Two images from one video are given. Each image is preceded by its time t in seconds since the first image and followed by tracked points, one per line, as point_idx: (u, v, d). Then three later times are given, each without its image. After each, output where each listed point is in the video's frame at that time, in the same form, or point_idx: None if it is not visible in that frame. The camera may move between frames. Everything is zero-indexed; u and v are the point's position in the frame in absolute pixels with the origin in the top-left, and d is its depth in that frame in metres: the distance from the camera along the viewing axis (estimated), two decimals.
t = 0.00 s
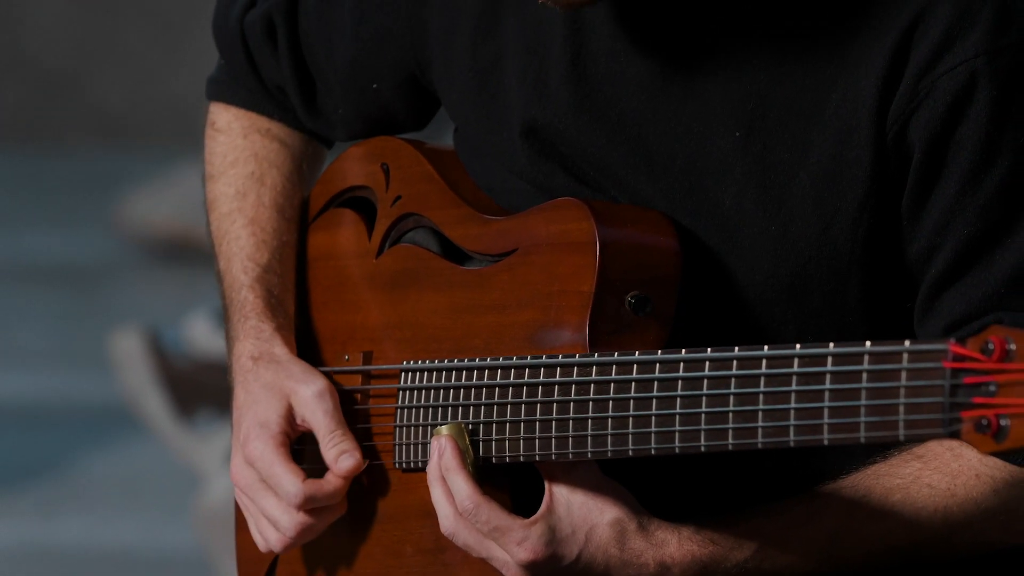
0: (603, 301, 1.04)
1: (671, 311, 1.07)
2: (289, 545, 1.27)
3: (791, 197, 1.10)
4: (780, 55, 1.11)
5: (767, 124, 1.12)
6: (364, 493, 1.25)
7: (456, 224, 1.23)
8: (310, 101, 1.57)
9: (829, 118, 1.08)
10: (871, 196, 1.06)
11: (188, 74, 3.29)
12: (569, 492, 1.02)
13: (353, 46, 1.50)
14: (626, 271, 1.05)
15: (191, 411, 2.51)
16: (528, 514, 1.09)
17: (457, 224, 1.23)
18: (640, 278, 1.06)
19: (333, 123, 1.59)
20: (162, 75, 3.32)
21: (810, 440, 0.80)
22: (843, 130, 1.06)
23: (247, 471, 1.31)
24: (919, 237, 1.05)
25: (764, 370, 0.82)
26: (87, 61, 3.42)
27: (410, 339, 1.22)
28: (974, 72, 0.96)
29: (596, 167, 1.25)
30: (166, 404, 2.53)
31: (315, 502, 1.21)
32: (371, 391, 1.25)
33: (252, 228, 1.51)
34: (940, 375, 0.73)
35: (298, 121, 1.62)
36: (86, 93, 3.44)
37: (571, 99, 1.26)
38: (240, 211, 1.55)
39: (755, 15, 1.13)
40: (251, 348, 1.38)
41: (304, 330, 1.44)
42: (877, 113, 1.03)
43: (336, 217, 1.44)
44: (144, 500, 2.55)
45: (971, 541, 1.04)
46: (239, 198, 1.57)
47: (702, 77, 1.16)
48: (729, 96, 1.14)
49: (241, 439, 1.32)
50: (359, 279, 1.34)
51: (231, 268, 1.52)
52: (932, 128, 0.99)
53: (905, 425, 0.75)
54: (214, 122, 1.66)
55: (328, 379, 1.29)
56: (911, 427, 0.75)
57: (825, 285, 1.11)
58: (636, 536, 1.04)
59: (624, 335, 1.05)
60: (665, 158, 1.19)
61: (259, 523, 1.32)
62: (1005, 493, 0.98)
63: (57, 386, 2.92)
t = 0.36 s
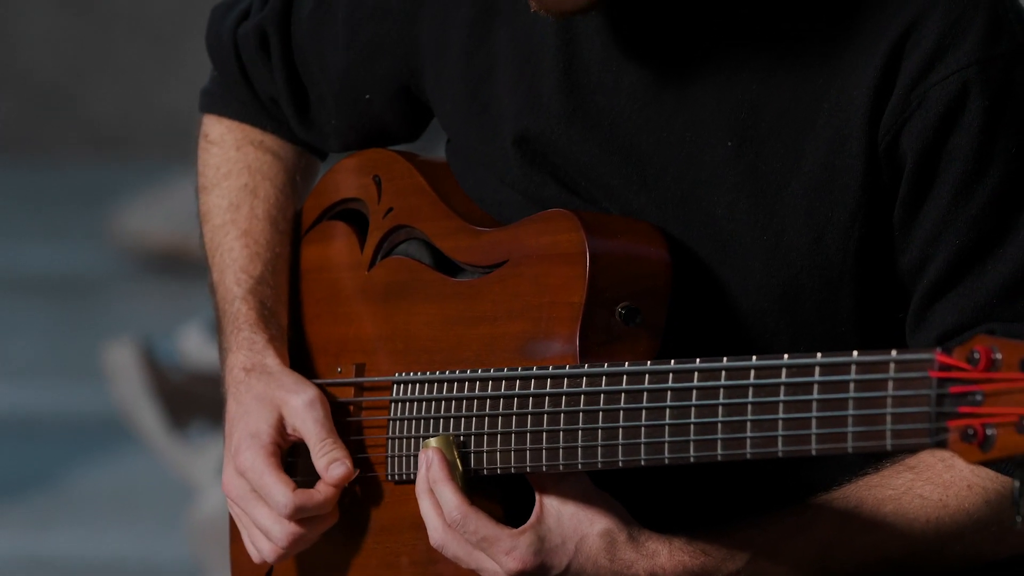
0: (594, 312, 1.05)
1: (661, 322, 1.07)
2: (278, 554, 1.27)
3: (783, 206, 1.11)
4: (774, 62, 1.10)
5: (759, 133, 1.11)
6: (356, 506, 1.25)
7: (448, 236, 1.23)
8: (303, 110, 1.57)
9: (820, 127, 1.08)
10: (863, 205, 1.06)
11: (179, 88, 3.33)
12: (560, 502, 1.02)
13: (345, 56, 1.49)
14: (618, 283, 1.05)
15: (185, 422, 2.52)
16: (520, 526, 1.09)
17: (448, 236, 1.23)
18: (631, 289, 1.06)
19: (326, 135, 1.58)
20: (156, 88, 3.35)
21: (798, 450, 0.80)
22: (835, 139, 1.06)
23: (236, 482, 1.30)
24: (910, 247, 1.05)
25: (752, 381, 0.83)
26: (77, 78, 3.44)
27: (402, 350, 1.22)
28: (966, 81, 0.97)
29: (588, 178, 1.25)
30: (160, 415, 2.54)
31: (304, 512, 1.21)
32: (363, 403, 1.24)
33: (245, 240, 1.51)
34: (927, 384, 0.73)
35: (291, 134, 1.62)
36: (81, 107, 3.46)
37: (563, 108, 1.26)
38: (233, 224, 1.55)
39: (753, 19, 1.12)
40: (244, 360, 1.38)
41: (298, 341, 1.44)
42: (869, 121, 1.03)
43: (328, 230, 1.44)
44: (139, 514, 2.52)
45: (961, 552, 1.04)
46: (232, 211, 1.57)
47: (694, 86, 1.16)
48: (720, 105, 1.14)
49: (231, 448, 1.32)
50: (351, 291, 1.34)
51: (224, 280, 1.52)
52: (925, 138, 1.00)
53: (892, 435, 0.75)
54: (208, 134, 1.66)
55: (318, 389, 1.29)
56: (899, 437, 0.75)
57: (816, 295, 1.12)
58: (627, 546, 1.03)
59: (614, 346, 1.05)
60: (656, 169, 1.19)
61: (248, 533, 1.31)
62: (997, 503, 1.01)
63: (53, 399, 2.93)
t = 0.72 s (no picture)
0: (587, 324, 1.05)
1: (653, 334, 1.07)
2: None
3: (777, 218, 1.10)
4: (767, 71, 1.10)
5: (753, 144, 1.11)
6: (350, 521, 1.24)
7: (440, 250, 1.23)
8: (295, 128, 1.57)
9: (813, 139, 1.08)
10: (858, 216, 1.06)
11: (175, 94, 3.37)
12: (553, 515, 1.02)
13: (338, 70, 1.49)
14: (609, 295, 1.05)
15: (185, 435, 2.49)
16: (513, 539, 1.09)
17: (441, 249, 1.23)
18: (623, 301, 1.06)
19: (318, 151, 1.58)
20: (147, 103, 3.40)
21: (793, 460, 0.80)
22: (828, 152, 1.06)
23: (229, 505, 1.30)
24: (904, 258, 1.05)
25: (745, 392, 0.82)
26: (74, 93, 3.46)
27: (395, 364, 1.22)
28: (961, 91, 0.98)
29: (581, 191, 1.24)
30: (155, 428, 2.52)
31: (296, 539, 1.21)
32: (357, 418, 1.24)
33: (237, 259, 1.51)
34: (921, 394, 0.73)
35: (282, 151, 1.61)
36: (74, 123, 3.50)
37: (557, 121, 1.25)
38: (224, 243, 1.55)
39: (747, 26, 1.12)
40: (236, 382, 1.38)
41: (290, 359, 1.43)
42: (863, 132, 1.04)
43: (321, 244, 1.43)
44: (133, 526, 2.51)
45: (958, 564, 1.04)
46: (223, 230, 1.56)
47: (688, 98, 1.16)
48: (714, 116, 1.14)
49: (224, 470, 1.32)
50: (344, 306, 1.33)
51: (216, 299, 1.51)
52: (920, 148, 1.00)
53: (886, 445, 0.75)
54: (197, 153, 1.65)
55: (313, 416, 1.28)
56: (893, 447, 0.75)
57: (811, 306, 1.12)
58: (620, 558, 1.02)
59: (607, 358, 1.04)
60: (649, 181, 1.18)
61: (240, 556, 1.31)
62: (992, 514, 0.99)
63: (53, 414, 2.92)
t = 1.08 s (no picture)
0: (578, 340, 1.05)
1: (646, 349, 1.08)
2: None
3: (770, 231, 1.11)
4: (761, 88, 1.10)
5: (746, 158, 1.12)
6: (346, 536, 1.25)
7: (435, 266, 1.23)
8: (291, 142, 1.57)
9: (806, 153, 1.08)
10: (850, 230, 1.07)
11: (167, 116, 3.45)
12: (545, 531, 1.02)
13: (333, 85, 1.48)
14: (602, 312, 1.06)
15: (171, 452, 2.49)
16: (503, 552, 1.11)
17: (435, 266, 1.23)
18: (616, 317, 1.06)
19: (313, 166, 1.58)
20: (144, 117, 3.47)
21: (781, 476, 0.81)
22: (821, 166, 1.07)
23: (226, 515, 1.30)
24: (897, 272, 1.06)
25: (734, 408, 0.83)
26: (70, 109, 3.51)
27: (389, 380, 1.22)
28: (952, 105, 0.99)
29: (574, 205, 1.24)
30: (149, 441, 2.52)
31: (294, 546, 1.21)
32: (351, 433, 1.24)
33: (232, 272, 1.51)
34: (907, 409, 0.74)
35: (278, 165, 1.62)
36: (68, 136, 3.54)
37: (551, 134, 1.25)
38: (220, 257, 1.55)
39: (740, 40, 1.12)
40: (231, 394, 1.38)
41: (286, 373, 1.43)
42: (855, 148, 1.04)
43: (316, 261, 1.44)
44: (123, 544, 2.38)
45: None
46: (220, 244, 1.57)
47: (679, 110, 1.16)
48: (706, 131, 1.14)
49: (220, 482, 1.32)
50: (338, 321, 1.34)
51: (211, 312, 1.52)
52: (911, 162, 1.01)
53: (873, 460, 0.76)
54: (195, 167, 1.66)
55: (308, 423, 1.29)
56: (879, 462, 0.75)
57: (803, 319, 1.12)
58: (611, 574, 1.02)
59: (600, 374, 1.05)
60: (643, 196, 1.18)
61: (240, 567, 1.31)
62: (983, 529, 0.99)
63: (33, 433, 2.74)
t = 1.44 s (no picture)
0: (573, 358, 1.05)
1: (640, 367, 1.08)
2: None
3: (763, 248, 1.11)
4: (754, 104, 1.11)
5: (738, 176, 1.12)
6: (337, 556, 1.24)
7: (429, 285, 1.23)
8: (285, 162, 1.55)
9: (799, 170, 1.08)
10: (843, 246, 1.07)
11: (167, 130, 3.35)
12: (539, 549, 1.02)
13: (326, 103, 1.47)
14: (596, 329, 1.06)
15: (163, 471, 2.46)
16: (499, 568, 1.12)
17: (429, 284, 1.23)
18: (610, 336, 1.06)
19: (307, 184, 1.56)
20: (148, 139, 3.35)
21: (778, 491, 0.81)
22: (814, 182, 1.07)
23: (215, 535, 1.30)
24: (889, 290, 1.06)
25: (731, 424, 0.84)
26: (58, 126, 3.40)
27: (383, 400, 1.22)
28: (946, 121, 0.99)
29: (567, 222, 1.24)
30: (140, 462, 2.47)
31: (282, 564, 1.21)
32: (344, 452, 1.24)
33: (225, 292, 1.50)
34: (905, 424, 0.74)
35: (271, 185, 1.60)
36: (62, 153, 3.40)
37: (544, 152, 1.25)
38: (212, 277, 1.54)
39: (736, 57, 1.12)
40: (222, 414, 1.38)
41: (277, 393, 1.43)
42: (848, 165, 1.05)
43: (310, 281, 1.43)
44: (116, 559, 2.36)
45: None
46: (211, 264, 1.56)
47: (672, 125, 1.16)
48: (700, 149, 1.14)
49: (210, 500, 1.32)
50: (330, 341, 1.34)
51: (202, 332, 1.51)
52: (904, 179, 1.01)
53: (870, 475, 0.76)
54: (188, 187, 1.64)
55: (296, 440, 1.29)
56: (877, 477, 0.76)
57: (796, 338, 1.11)
58: None
59: (594, 392, 1.05)
60: (636, 215, 1.18)
61: None
62: (977, 546, 0.98)
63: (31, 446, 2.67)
